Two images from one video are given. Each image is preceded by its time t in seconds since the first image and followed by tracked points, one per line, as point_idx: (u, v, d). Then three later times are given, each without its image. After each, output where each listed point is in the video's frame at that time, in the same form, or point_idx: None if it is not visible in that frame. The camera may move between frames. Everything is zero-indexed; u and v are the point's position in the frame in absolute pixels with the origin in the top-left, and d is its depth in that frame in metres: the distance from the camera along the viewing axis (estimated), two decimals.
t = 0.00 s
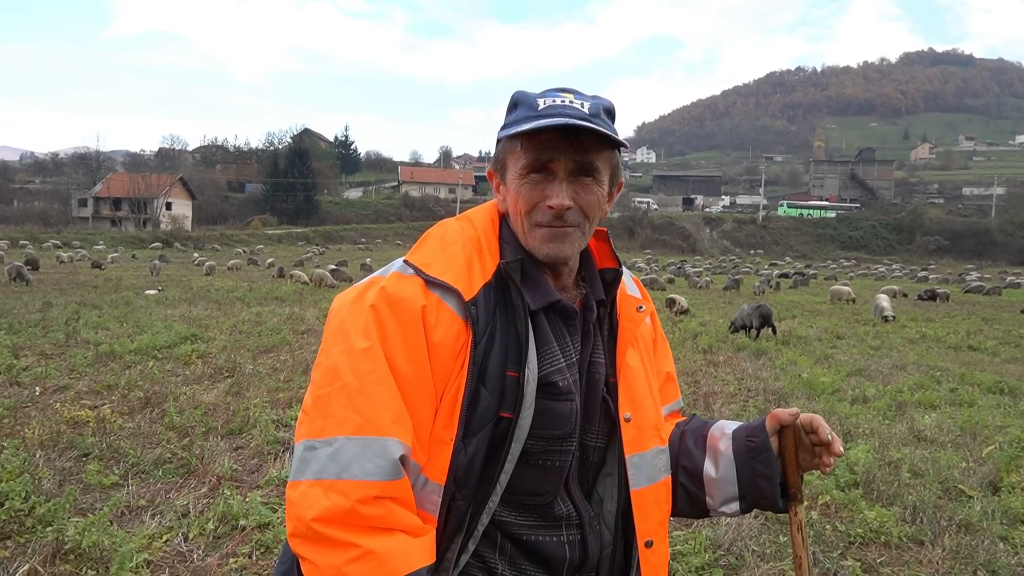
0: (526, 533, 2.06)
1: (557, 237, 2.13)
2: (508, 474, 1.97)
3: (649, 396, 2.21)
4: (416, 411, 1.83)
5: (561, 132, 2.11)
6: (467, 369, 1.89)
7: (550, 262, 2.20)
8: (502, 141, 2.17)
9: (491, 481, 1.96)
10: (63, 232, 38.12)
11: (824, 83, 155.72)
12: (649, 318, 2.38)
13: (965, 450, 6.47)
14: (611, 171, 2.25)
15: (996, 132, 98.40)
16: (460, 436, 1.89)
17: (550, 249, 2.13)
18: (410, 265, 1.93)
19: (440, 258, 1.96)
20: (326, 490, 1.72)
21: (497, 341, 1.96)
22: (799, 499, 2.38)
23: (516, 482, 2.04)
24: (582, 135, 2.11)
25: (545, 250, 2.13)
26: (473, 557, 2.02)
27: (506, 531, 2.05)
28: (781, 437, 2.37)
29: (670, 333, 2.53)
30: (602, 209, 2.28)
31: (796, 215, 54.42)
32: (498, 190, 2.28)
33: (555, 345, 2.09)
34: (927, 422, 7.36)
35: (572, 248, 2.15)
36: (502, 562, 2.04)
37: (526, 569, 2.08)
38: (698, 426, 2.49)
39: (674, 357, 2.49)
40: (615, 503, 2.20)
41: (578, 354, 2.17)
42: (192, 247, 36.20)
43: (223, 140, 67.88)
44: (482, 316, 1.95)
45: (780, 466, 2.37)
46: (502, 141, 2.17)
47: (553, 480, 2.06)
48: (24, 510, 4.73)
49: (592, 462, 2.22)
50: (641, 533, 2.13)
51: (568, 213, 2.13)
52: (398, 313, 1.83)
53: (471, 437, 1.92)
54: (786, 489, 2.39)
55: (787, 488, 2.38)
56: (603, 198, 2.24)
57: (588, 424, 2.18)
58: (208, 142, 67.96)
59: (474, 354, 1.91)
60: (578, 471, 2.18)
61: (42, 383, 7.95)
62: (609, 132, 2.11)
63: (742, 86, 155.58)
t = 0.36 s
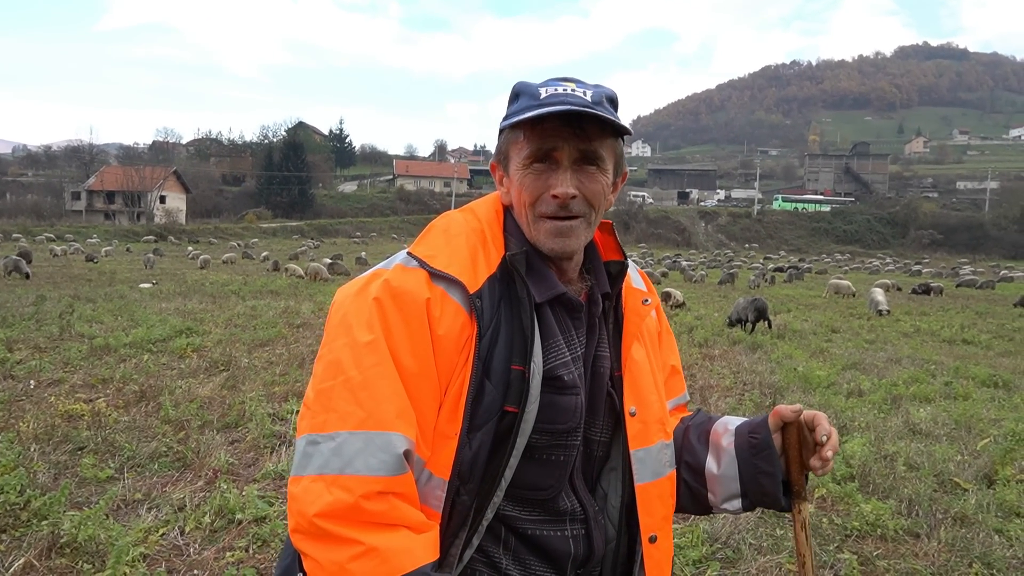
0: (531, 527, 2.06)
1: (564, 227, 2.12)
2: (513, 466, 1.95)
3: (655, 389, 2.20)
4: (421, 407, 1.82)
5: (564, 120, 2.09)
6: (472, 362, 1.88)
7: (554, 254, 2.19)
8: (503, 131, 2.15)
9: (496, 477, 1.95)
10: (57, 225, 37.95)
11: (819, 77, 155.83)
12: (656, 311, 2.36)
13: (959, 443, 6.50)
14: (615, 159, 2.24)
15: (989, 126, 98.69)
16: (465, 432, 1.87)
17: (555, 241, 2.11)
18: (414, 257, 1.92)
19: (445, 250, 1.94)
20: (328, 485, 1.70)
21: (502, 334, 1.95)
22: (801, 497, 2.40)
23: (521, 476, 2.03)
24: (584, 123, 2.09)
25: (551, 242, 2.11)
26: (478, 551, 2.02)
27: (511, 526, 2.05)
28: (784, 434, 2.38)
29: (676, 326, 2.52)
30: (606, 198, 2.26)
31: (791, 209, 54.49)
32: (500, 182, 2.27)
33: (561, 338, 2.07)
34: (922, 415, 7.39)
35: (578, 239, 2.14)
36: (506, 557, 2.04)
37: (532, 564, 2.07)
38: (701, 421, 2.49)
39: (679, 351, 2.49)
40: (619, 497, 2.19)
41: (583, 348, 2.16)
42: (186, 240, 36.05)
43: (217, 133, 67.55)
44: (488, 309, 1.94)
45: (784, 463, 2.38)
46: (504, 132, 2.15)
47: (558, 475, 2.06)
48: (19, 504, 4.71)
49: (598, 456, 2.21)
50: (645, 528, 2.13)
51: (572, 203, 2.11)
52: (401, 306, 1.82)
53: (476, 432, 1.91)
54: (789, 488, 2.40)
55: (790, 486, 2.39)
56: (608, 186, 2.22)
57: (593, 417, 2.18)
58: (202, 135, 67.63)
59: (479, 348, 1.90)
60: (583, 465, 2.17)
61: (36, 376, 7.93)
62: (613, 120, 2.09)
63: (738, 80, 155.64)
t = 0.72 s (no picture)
0: (533, 524, 2.06)
1: (557, 221, 2.11)
2: (512, 464, 1.95)
3: (656, 381, 2.18)
4: (418, 405, 1.81)
5: (553, 111, 2.08)
6: (468, 359, 1.87)
7: (550, 248, 2.18)
8: (491, 129, 2.15)
9: (497, 473, 1.94)
10: (52, 220, 37.83)
11: (816, 74, 155.97)
12: (656, 303, 2.36)
13: (956, 441, 6.51)
14: (606, 149, 2.23)
15: (985, 124, 98.89)
16: (463, 428, 1.86)
17: (552, 236, 2.11)
18: (409, 253, 1.91)
19: (439, 247, 1.93)
20: (326, 483, 1.69)
21: (499, 327, 1.93)
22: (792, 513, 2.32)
23: (523, 472, 2.02)
24: (573, 113, 2.08)
25: (547, 238, 2.11)
26: (481, 548, 2.01)
27: (514, 523, 2.04)
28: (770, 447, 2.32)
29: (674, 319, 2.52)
30: (601, 187, 2.25)
31: (788, 207, 54.55)
32: (492, 179, 2.26)
33: (560, 332, 2.07)
34: (919, 412, 7.40)
35: (574, 232, 2.13)
36: (509, 554, 2.03)
37: (536, 561, 2.07)
38: (701, 424, 2.46)
39: (679, 343, 2.47)
40: (622, 492, 2.19)
41: (582, 341, 2.15)
42: (182, 236, 35.94)
43: (213, 129, 67.34)
44: (484, 303, 1.93)
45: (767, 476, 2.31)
46: (491, 130, 2.15)
47: (560, 469, 2.05)
48: (14, 500, 4.68)
49: (600, 450, 2.20)
50: (647, 523, 2.11)
51: (566, 193, 2.10)
52: (396, 302, 1.81)
53: (475, 427, 1.90)
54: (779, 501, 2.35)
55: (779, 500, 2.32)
56: (601, 177, 2.21)
57: (596, 411, 2.18)
58: (198, 130, 67.42)
59: (475, 344, 1.89)
60: (585, 459, 2.17)
61: (32, 371, 7.90)
62: (600, 108, 2.08)
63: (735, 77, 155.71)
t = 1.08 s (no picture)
0: (534, 519, 2.05)
1: (542, 210, 2.10)
2: (508, 457, 1.94)
3: (650, 372, 2.18)
4: (409, 399, 1.81)
5: (532, 99, 2.08)
6: (460, 351, 1.86)
7: (540, 237, 2.17)
8: (474, 121, 2.15)
9: (493, 466, 1.93)
10: (48, 216, 37.73)
11: (813, 72, 156.10)
12: (650, 293, 2.35)
13: (952, 439, 6.53)
14: (589, 136, 2.22)
15: (981, 123, 99.15)
16: (457, 421, 1.86)
17: (538, 223, 2.10)
18: (397, 251, 1.91)
19: (428, 243, 1.94)
20: (318, 481, 1.69)
21: (490, 321, 1.93)
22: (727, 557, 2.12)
23: (519, 465, 2.02)
24: (551, 100, 2.08)
25: (534, 223, 2.10)
26: (481, 546, 2.01)
27: (514, 519, 2.04)
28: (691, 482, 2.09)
29: (672, 310, 2.50)
30: (586, 175, 2.24)
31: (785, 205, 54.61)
32: (479, 175, 2.26)
33: (552, 323, 2.07)
34: (916, 411, 7.42)
35: (560, 218, 2.12)
36: (511, 551, 2.03)
37: (537, 559, 2.06)
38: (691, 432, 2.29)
39: (675, 334, 2.46)
40: (619, 487, 2.19)
41: (577, 332, 2.15)
42: (179, 233, 35.87)
43: (210, 125, 67.22)
44: (473, 297, 1.92)
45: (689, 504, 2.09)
46: (475, 123, 2.15)
47: (559, 462, 2.04)
48: (11, 496, 4.68)
49: (600, 443, 2.19)
50: (639, 518, 2.10)
51: (550, 180, 2.09)
52: (385, 300, 1.81)
53: (469, 420, 1.90)
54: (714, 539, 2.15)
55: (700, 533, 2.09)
56: (586, 162, 2.20)
57: (592, 403, 2.17)
58: (194, 127, 67.29)
59: (466, 337, 1.89)
60: (584, 453, 2.17)
61: (28, 368, 7.89)
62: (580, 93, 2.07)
63: (732, 75, 155.78)
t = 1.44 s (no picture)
0: (531, 514, 2.06)
1: (528, 207, 2.11)
2: (503, 453, 1.95)
3: (644, 364, 2.19)
4: (403, 394, 1.82)
5: (514, 97, 2.08)
6: (452, 348, 1.87)
7: (529, 231, 2.18)
8: (458, 120, 2.16)
9: (488, 460, 1.94)
10: (45, 215, 37.63)
11: (810, 70, 156.20)
12: (642, 286, 2.36)
13: (950, 435, 6.55)
14: (574, 130, 2.22)
15: (978, 120, 99.23)
16: (451, 418, 1.87)
17: (525, 217, 2.11)
18: (388, 250, 1.91)
19: (418, 241, 1.94)
20: (315, 479, 1.71)
21: (482, 317, 1.94)
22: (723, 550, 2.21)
23: (515, 460, 2.03)
24: (534, 95, 2.08)
25: (521, 218, 2.11)
26: (480, 541, 2.01)
27: (512, 515, 2.05)
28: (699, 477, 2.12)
29: (665, 304, 2.50)
30: (573, 170, 2.25)
31: (782, 203, 54.67)
32: (467, 173, 2.26)
33: (544, 318, 2.08)
34: (913, 408, 7.44)
35: (549, 211, 2.13)
36: (510, 547, 2.03)
37: (537, 554, 2.07)
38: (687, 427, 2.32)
39: (668, 328, 2.46)
40: (616, 481, 2.20)
41: (570, 327, 2.16)
42: (176, 231, 35.82)
43: (207, 123, 67.13)
44: (463, 294, 1.93)
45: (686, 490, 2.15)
46: (460, 120, 2.16)
47: (556, 456, 2.05)
48: (10, 494, 4.69)
49: (596, 437, 2.20)
50: (636, 510, 2.11)
51: (536, 175, 2.10)
52: (377, 297, 1.82)
53: (463, 416, 1.90)
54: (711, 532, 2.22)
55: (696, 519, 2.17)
56: (571, 156, 2.21)
57: (588, 397, 2.18)
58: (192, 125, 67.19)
59: (458, 334, 1.89)
60: (580, 446, 2.17)
61: (26, 366, 7.88)
62: (562, 89, 2.07)
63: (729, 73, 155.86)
